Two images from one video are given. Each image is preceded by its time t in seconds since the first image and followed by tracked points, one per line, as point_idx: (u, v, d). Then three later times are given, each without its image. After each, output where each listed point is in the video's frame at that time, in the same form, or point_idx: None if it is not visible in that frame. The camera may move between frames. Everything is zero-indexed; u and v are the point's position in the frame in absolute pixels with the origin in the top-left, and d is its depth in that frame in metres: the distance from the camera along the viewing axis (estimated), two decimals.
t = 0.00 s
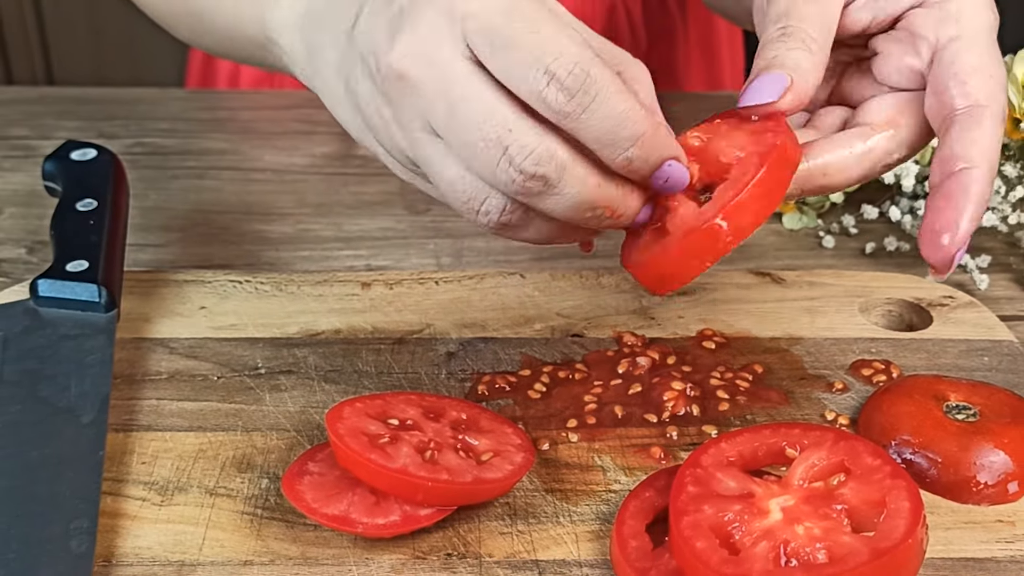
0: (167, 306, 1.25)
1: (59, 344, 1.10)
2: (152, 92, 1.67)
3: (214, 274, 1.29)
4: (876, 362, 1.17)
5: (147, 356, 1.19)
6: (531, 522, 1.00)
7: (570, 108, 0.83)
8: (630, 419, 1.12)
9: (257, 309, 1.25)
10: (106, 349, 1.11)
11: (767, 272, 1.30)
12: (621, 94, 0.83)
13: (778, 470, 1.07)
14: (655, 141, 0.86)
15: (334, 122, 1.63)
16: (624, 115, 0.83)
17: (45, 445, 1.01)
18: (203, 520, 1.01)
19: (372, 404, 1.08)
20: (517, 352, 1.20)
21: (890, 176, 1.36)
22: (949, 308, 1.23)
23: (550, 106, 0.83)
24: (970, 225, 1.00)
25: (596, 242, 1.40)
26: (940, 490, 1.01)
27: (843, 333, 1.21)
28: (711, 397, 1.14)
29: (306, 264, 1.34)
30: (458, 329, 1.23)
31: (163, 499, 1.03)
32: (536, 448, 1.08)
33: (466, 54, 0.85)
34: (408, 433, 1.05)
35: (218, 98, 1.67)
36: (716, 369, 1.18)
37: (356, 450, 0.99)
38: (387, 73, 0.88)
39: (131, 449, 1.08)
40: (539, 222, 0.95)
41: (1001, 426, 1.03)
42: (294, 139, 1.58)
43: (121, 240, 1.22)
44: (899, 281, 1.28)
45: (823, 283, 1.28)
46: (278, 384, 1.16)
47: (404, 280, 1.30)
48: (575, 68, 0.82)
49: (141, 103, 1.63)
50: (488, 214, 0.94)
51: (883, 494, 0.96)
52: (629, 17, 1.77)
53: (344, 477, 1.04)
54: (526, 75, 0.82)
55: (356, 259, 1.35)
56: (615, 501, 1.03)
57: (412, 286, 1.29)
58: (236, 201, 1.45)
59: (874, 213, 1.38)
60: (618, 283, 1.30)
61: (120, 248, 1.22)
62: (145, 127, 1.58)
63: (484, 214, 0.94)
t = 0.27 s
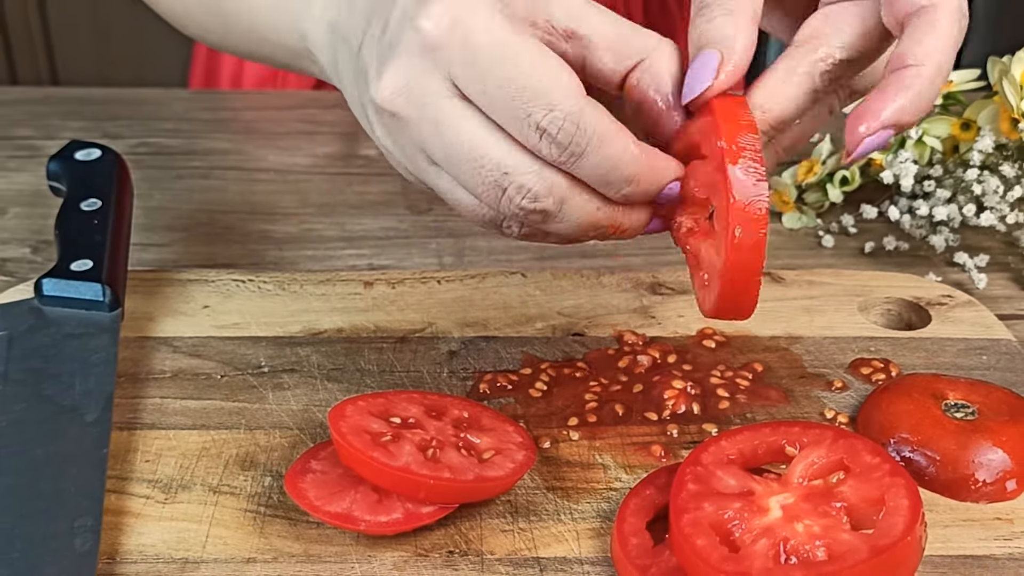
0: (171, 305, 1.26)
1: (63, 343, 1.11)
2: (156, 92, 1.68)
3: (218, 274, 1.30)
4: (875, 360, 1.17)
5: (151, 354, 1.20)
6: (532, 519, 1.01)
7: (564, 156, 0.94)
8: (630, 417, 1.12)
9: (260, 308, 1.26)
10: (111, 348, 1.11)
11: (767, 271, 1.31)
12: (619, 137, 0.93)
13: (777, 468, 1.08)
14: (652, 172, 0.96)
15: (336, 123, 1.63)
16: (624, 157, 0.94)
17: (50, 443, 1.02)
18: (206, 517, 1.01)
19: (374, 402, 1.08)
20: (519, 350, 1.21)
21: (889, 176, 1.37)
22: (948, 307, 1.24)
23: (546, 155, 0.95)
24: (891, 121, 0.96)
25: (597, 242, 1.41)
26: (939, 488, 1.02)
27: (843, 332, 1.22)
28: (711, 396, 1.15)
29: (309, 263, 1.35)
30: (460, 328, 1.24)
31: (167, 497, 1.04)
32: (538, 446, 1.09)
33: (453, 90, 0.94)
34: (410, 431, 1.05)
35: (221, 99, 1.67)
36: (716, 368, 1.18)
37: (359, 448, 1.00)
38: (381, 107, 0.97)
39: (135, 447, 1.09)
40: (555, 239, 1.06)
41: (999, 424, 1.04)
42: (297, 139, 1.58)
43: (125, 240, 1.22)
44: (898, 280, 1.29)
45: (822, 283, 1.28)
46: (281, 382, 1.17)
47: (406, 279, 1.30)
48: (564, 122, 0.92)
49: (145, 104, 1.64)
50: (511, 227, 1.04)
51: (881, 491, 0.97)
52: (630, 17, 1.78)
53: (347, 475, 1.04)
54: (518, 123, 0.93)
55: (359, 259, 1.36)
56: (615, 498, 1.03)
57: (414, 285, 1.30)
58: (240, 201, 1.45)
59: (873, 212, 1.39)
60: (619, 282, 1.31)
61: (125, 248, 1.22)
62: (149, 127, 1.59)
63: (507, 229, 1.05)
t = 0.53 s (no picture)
0: (174, 304, 1.27)
1: (67, 342, 1.12)
2: (160, 93, 1.69)
3: (221, 273, 1.31)
4: (874, 359, 1.18)
5: (155, 353, 1.20)
6: (534, 517, 1.02)
7: (584, 110, 0.89)
8: (631, 415, 1.13)
9: (263, 307, 1.27)
10: (115, 347, 1.12)
11: (766, 270, 1.31)
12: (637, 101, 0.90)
13: (777, 466, 1.09)
14: (665, 142, 0.93)
15: (339, 123, 1.64)
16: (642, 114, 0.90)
17: (54, 441, 1.02)
18: (210, 514, 1.02)
19: (375, 401, 1.09)
20: (520, 349, 1.22)
21: (888, 176, 1.37)
22: (947, 306, 1.24)
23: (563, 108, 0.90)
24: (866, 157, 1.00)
25: (598, 241, 1.42)
26: (938, 486, 1.02)
27: (842, 331, 1.23)
28: (711, 394, 1.16)
29: (312, 263, 1.35)
30: (462, 327, 1.25)
31: (171, 494, 1.04)
32: (539, 444, 1.10)
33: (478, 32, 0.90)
34: (412, 429, 1.06)
35: (225, 99, 1.68)
36: (716, 366, 1.19)
37: (361, 446, 1.00)
38: (404, 49, 0.93)
39: (139, 445, 1.10)
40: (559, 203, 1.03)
41: (997, 423, 1.04)
42: (300, 139, 1.59)
43: (129, 239, 1.23)
44: (897, 279, 1.29)
45: (821, 282, 1.29)
46: (284, 380, 1.17)
47: (408, 279, 1.31)
48: (589, 74, 0.87)
49: (149, 104, 1.65)
50: (514, 190, 1.01)
51: (880, 489, 0.97)
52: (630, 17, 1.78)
53: (349, 473, 1.05)
54: (541, 73, 0.88)
55: (361, 258, 1.37)
56: (616, 496, 1.04)
57: (416, 284, 1.30)
58: (243, 200, 1.46)
59: (873, 212, 1.39)
60: (619, 280, 1.32)
61: (128, 248, 1.23)
62: (152, 127, 1.60)
63: (510, 192, 1.00)
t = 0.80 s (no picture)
0: (178, 303, 1.27)
1: (71, 341, 1.12)
2: (163, 93, 1.69)
3: (225, 272, 1.31)
4: (874, 358, 1.19)
5: (159, 352, 1.21)
6: (535, 515, 1.03)
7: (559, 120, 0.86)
8: (631, 413, 1.14)
9: (266, 306, 1.27)
10: (119, 346, 1.13)
11: (766, 270, 1.32)
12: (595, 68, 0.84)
13: (777, 464, 1.09)
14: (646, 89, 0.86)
15: (342, 123, 1.65)
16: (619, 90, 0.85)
17: (58, 440, 1.03)
18: (213, 512, 1.03)
19: (378, 399, 1.10)
20: (521, 348, 1.23)
21: (887, 175, 1.38)
22: (945, 305, 1.25)
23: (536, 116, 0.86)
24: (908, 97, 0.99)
25: (599, 240, 1.42)
26: (937, 483, 1.03)
27: (841, 329, 1.23)
28: (711, 393, 1.16)
29: (315, 262, 1.36)
30: (464, 326, 1.25)
31: (175, 492, 1.05)
32: (540, 442, 1.10)
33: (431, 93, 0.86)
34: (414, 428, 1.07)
35: (228, 99, 1.69)
36: (716, 365, 1.20)
37: (364, 444, 1.01)
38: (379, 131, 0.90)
39: (143, 443, 1.10)
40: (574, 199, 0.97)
41: (996, 421, 1.05)
42: (303, 139, 1.60)
43: (132, 239, 1.24)
44: (896, 278, 1.30)
45: (821, 281, 1.30)
46: (287, 379, 1.18)
47: (410, 278, 1.32)
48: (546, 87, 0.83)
49: (152, 104, 1.66)
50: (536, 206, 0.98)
51: (880, 487, 0.98)
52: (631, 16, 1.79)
53: (352, 471, 1.06)
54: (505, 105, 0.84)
55: (364, 257, 1.38)
56: (617, 494, 1.05)
57: (418, 283, 1.31)
58: (246, 200, 1.47)
59: (872, 212, 1.40)
60: (620, 280, 1.32)
61: (132, 248, 1.24)
62: (156, 128, 1.60)
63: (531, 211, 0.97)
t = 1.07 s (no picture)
0: (181, 302, 1.28)
1: (76, 340, 1.13)
2: (167, 93, 1.70)
3: (228, 271, 1.32)
4: (873, 356, 1.20)
5: (162, 350, 1.22)
6: (536, 512, 1.03)
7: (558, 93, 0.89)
8: (632, 411, 1.14)
9: (269, 305, 1.28)
10: (123, 345, 1.14)
11: (766, 269, 1.33)
12: (606, 56, 0.85)
13: (777, 462, 1.10)
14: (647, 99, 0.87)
15: (344, 123, 1.66)
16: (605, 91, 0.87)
17: (62, 437, 1.04)
18: (217, 510, 1.04)
19: (381, 398, 1.11)
20: (523, 346, 1.23)
21: (886, 176, 1.38)
22: (943, 304, 1.26)
23: (543, 91, 0.89)
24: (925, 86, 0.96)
25: (600, 240, 1.43)
26: (935, 481, 1.04)
27: (841, 328, 1.24)
28: (711, 392, 1.17)
29: (317, 261, 1.37)
30: (466, 324, 1.26)
31: (178, 490, 1.06)
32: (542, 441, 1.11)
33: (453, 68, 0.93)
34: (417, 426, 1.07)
35: (231, 99, 1.70)
36: (716, 363, 1.20)
37: (367, 442, 1.02)
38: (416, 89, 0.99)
39: (147, 442, 1.11)
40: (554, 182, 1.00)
41: (994, 419, 1.06)
42: (306, 140, 1.61)
43: (136, 238, 1.25)
44: (895, 277, 1.31)
45: (820, 280, 1.30)
46: (290, 378, 1.19)
47: (412, 277, 1.33)
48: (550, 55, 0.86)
49: (157, 104, 1.66)
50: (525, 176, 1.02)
51: (879, 485, 0.99)
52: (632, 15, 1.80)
53: (354, 469, 1.06)
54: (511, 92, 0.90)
55: (366, 257, 1.39)
56: (618, 492, 1.06)
57: (420, 282, 1.32)
58: (249, 200, 1.48)
59: (871, 212, 1.41)
60: (621, 279, 1.33)
61: (136, 248, 1.25)
62: (160, 128, 1.61)
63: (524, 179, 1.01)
